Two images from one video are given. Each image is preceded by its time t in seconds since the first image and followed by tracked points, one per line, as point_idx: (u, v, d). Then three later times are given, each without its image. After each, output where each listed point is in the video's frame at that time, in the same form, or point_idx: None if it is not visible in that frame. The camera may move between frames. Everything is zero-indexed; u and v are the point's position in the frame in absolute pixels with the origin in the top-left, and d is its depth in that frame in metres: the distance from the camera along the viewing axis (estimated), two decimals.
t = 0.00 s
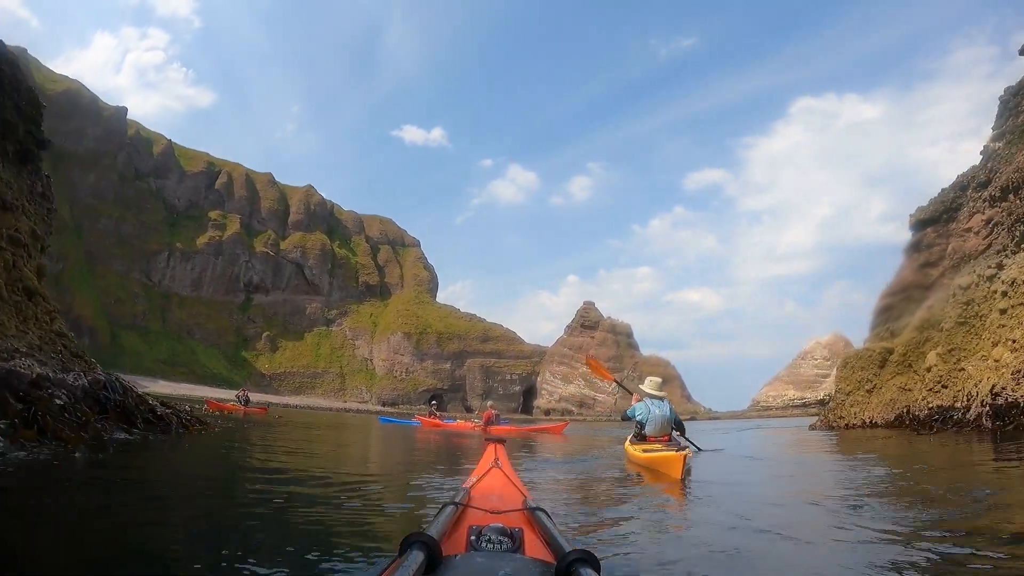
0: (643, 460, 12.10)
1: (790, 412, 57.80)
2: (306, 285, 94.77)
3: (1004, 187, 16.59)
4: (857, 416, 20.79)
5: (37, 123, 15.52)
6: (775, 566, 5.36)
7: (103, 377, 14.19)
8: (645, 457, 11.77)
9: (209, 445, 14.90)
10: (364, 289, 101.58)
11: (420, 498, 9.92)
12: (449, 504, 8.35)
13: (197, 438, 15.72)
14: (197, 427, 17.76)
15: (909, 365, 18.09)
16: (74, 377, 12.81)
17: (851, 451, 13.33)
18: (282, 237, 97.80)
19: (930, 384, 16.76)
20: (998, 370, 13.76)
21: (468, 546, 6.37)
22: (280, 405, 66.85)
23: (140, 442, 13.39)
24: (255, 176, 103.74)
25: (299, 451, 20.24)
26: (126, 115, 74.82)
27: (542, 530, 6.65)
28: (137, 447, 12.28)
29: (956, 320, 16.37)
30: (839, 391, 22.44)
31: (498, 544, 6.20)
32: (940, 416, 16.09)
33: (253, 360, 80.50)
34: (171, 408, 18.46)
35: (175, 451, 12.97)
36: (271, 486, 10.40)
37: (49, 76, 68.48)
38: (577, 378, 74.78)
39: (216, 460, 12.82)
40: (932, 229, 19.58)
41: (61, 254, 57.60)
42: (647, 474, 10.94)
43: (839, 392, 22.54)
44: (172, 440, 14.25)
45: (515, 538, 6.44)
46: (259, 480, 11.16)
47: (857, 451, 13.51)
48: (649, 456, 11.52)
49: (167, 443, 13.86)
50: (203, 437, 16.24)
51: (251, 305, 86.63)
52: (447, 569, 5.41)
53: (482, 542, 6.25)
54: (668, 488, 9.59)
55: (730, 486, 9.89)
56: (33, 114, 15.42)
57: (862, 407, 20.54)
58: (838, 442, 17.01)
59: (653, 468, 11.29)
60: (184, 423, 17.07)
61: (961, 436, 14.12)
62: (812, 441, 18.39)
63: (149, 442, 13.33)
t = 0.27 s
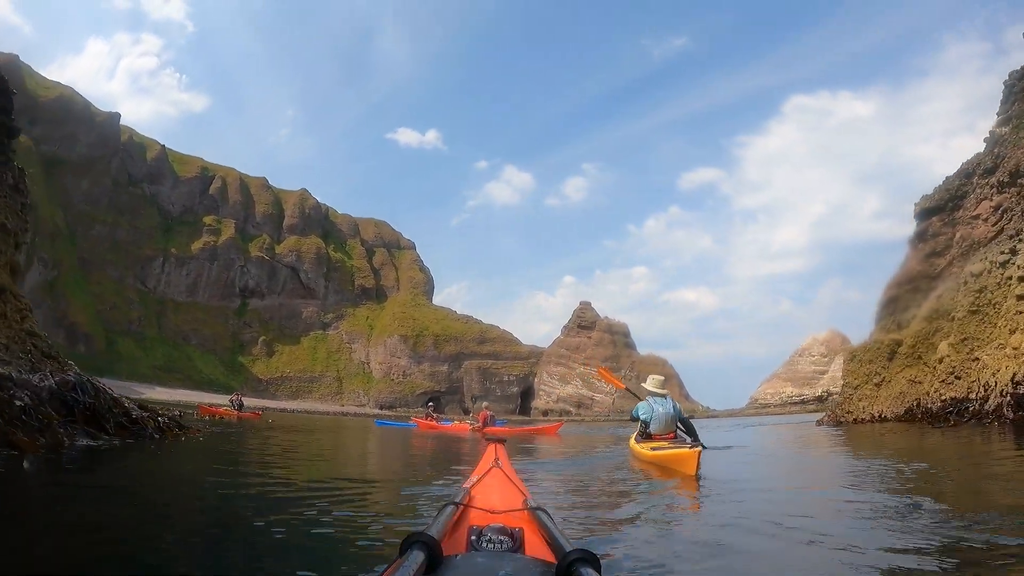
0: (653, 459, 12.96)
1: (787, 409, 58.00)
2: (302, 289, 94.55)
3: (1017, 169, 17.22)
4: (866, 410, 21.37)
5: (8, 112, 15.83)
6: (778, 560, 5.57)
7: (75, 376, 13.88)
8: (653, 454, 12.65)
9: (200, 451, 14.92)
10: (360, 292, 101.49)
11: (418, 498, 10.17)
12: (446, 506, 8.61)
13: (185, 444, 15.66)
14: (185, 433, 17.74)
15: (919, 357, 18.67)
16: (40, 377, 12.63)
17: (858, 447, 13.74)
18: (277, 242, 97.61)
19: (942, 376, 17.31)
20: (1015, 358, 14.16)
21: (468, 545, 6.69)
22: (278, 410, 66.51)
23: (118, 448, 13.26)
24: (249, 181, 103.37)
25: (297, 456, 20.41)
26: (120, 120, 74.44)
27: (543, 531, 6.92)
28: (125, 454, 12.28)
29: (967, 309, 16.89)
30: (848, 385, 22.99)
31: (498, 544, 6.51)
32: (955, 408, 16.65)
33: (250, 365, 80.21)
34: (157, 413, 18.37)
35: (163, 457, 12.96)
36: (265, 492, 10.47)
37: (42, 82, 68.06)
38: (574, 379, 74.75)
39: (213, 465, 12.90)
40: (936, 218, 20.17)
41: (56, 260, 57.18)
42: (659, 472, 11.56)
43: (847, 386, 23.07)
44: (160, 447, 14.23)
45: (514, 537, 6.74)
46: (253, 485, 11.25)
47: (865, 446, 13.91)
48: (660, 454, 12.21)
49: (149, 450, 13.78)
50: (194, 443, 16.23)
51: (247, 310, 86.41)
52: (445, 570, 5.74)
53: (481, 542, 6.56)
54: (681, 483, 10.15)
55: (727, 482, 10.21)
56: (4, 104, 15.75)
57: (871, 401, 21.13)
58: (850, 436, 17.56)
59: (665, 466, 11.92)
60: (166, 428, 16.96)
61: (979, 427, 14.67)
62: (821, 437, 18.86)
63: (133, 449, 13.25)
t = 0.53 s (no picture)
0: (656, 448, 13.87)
1: (783, 394, 58.59)
2: (293, 299, 94.35)
3: (1015, 135, 19.39)
4: (873, 390, 21.32)
5: None
6: (793, 549, 5.75)
7: (39, 392, 13.09)
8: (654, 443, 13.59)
9: (192, 465, 14.86)
10: (352, 299, 101.34)
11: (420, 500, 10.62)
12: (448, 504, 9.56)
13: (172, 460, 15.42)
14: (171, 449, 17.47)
15: (929, 332, 19.20)
16: None
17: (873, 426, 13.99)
18: (266, 253, 97.23)
19: (952, 348, 17.85)
20: None
21: (468, 545, 7.55)
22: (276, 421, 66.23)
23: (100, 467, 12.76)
24: (235, 193, 102.97)
25: (299, 466, 20.54)
26: (103, 139, 73.76)
27: (538, 528, 7.75)
28: (114, 476, 11.99)
29: (975, 280, 18.07)
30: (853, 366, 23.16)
31: (496, 544, 7.33)
32: (968, 380, 17.18)
33: (245, 378, 79.84)
34: (136, 429, 17.84)
35: (155, 475, 12.77)
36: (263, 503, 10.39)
37: (22, 103, 67.30)
38: (570, 375, 75.10)
39: (215, 478, 13.05)
40: (934, 190, 22.65)
41: (45, 283, 56.56)
42: (670, 460, 12.31)
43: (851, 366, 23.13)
44: (148, 464, 13.93)
45: (514, 537, 7.54)
46: (252, 497, 11.20)
47: (874, 426, 14.21)
48: (667, 443, 12.98)
49: (134, 468, 13.41)
50: (183, 457, 16.11)
51: (239, 323, 86.09)
52: (443, 568, 6.58)
53: (481, 542, 7.40)
54: (696, 471, 10.90)
55: (730, 470, 10.49)
56: None
57: (877, 379, 21.15)
58: (870, 415, 17.49)
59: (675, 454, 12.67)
60: (143, 443, 16.51)
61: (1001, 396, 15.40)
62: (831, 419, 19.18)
63: (118, 468, 12.87)
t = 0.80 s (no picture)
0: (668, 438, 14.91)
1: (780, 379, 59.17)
2: (287, 310, 94.17)
3: (1009, 102, 19.91)
4: (881, 366, 22.14)
5: None
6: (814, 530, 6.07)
7: (6, 416, 12.60)
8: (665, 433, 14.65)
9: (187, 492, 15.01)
10: (346, 307, 101.34)
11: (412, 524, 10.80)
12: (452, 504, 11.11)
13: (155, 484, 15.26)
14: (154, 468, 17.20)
15: (935, 306, 19.73)
16: None
17: (881, 406, 14.48)
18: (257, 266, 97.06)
19: (962, 321, 17.99)
20: None
21: (470, 545, 8.41)
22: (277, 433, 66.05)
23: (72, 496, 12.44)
24: (222, 207, 102.60)
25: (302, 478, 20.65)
26: (88, 159, 73.36)
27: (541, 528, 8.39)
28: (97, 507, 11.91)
29: (983, 247, 17.88)
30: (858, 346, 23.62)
31: (497, 544, 8.18)
32: (980, 351, 17.43)
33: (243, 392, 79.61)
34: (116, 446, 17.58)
35: (143, 503, 12.75)
36: (254, 534, 10.48)
37: (4, 127, 66.87)
38: (568, 371, 75.39)
39: (219, 506, 13.38)
40: (932, 159, 24.32)
41: (38, 307, 56.20)
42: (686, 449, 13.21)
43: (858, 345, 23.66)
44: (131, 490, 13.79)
45: (514, 537, 8.43)
46: (251, 524, 11.41)
47: (884, 405, 14.57)
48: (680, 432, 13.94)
49: (110, 495, 13.18)
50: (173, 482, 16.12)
51: (234, 337, 85.85)
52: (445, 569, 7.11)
53: (482, 542, 8.29)
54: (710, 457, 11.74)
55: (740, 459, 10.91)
56: None
57: (887, 357, 21.79)
58: (882, 392, 18.11)
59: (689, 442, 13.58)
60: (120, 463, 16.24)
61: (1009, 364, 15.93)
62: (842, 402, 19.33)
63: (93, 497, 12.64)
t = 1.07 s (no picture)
0: (682, 432, 15.47)
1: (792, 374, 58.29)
2: (289, 315, 94.17)
3: (1022, 83, 20.02)
4: (898, 357, 22.36)
5: None
6: (830, 520, 6.19)
7: None
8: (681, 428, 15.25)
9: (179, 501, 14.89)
10: (348, 311, 101.30)
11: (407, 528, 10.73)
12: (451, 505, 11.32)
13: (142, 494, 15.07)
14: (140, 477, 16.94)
15: (950, 296, 19.83)
16: None
17: (899, 397, 14.56)
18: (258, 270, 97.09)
19: (978, 308, 17.93)
20: None
21: (470, 545, 8.55)
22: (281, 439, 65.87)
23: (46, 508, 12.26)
24: (222, 213, 102.54)
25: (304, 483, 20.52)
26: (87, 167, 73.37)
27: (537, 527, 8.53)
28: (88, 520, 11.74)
29: (1002, 231, 17.68)
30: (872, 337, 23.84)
31: (497, 544, 8.15)
32: (1002, 339, 17.24)
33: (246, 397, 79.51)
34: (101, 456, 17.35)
35: (135, 514, 12.62)
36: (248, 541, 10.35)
37: (3, 137, 66.89)
38: (571, 371, 75.26)
39: (218, 513, 13.35)
40: (943, 145, 24.65)
41: (39, 316, 56.11)
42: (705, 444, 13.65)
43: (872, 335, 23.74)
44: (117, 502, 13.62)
45: (513, 538, 8.42)
46: (243, 531, 11.33)
47: (899, 397, 14.61)
48: (697, 427, 14.43)
49: (95, 507, 13.01)
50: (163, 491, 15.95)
51: (236, 342, 85.77)
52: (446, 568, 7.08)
53: (482, 542, 8.23)
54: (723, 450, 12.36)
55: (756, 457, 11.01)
56: None
57: (904, 348, 21.92)
58: (899, 384, 18.27)
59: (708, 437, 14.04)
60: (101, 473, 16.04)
61: None
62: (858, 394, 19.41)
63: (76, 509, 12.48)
